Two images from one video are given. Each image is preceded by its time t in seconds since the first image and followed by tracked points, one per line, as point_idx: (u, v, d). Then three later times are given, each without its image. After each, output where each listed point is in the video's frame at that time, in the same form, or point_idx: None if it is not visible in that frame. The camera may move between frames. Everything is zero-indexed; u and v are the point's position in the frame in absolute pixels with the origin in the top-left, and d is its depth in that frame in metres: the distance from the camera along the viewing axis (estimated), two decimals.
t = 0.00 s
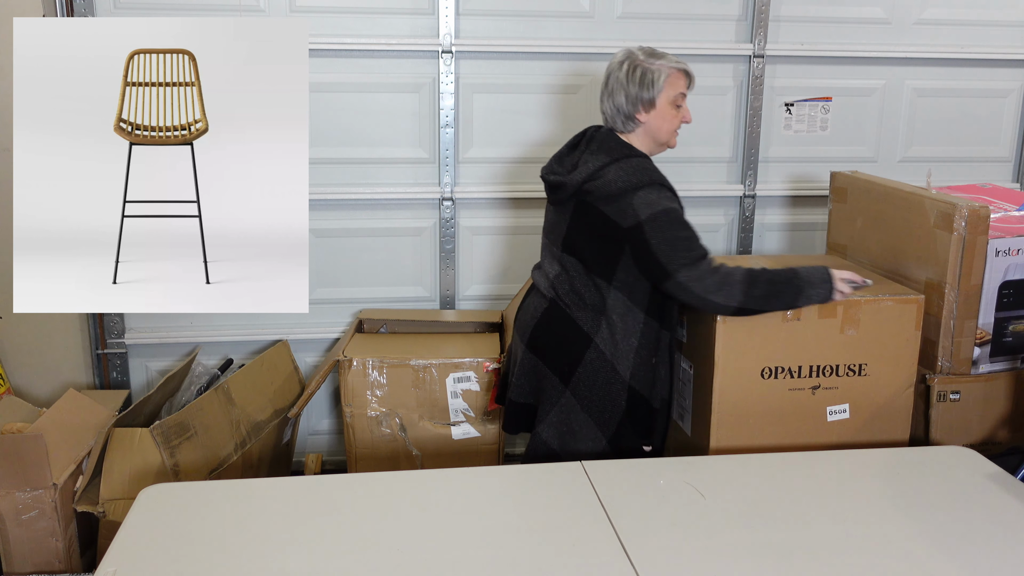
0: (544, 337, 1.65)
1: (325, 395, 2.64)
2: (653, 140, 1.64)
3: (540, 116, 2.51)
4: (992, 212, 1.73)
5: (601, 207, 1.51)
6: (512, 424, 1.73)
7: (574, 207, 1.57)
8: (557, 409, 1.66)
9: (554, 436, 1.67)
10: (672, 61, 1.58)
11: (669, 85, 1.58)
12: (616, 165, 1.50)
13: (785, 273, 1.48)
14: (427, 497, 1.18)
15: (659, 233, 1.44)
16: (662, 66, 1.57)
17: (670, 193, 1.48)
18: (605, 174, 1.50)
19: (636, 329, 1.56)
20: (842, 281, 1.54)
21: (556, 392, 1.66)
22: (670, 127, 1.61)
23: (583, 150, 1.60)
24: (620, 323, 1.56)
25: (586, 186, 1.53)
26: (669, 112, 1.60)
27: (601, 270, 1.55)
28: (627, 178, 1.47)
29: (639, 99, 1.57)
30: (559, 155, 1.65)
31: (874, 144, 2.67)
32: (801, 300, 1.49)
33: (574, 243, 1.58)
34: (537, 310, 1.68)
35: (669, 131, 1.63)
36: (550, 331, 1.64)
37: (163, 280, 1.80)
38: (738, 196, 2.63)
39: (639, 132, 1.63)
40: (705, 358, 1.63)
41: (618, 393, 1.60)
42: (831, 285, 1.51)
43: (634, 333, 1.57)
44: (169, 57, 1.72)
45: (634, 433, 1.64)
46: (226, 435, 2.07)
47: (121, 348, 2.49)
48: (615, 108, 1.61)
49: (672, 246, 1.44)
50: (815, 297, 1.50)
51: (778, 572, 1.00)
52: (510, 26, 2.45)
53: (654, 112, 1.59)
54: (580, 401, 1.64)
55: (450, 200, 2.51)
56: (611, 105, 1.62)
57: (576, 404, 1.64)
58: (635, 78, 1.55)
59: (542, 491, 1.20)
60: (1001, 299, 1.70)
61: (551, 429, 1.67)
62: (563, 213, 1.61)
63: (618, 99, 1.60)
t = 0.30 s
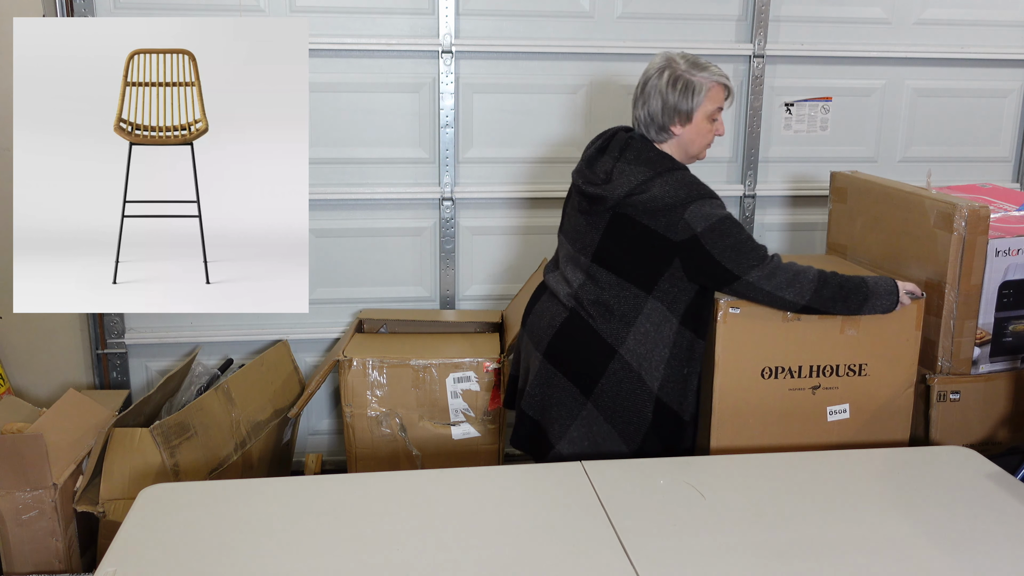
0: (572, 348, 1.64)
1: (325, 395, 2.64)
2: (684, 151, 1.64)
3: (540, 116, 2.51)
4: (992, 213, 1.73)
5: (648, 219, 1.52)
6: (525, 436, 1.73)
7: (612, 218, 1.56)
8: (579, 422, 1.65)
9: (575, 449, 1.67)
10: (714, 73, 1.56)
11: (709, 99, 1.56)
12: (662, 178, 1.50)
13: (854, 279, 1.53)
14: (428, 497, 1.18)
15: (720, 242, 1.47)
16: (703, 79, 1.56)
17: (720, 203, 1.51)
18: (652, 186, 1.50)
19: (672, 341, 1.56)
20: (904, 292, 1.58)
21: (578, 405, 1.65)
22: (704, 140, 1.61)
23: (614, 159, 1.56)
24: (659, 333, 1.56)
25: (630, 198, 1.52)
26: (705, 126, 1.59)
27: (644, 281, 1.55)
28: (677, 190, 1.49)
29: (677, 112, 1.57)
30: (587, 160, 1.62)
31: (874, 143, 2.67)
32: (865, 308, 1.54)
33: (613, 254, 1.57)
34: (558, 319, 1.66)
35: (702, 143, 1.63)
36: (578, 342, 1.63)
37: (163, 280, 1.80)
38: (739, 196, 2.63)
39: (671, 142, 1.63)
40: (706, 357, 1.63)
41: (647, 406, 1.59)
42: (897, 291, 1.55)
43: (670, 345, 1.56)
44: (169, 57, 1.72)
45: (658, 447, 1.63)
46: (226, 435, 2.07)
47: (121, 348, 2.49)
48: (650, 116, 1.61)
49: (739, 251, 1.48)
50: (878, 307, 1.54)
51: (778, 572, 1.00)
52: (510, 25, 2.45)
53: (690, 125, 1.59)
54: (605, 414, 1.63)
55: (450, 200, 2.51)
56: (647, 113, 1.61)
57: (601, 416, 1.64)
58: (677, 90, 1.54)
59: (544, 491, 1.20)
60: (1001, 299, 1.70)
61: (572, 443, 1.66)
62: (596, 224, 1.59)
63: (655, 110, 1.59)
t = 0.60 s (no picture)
0: (581, 351, 1.65)
1: (325, 395, 2.64)
2: (695, 152, 1.65)
3: (540, 116, 2.51)
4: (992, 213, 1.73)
5: (657, 223, 1.53)
6: (534, 440, 1.73)
7: (622, 222, 1.57)
8: (590, 426, 1.67)
9: (586, 452, 1.68)
10: (731, 76, 1.57)
11: (725, 102, 1.57)
12: (672, 182, 1.51)
13: (855, 282, 1.54)
14: (428, 497, 1.18)
15: (726, 247, 1.48)
16: (720, 82, 1.57)
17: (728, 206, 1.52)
18: (661, 190, 1.51)
19: (680, 345, 1.56)
20: (904, 288, 1.60)
21: (588, 409, 1.67)
22: (716, 142, 1.63)
23: (622, 162, 1.58)
24: (666, 337, 1.56)
25: (639, 202, 1.53)
26: (718, 128, 1.61)
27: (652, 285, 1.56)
28: (686, 195, 1.50)
29: (693, 113, 1.57)
30: (596, 161, 1.63)
31: (874, 143, 2.67)
32: (866, 309, 1.54)
33: (621, 258, 1.58)
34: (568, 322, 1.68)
35: (714, 145, 1.64)
36: (587, 345, 1.64)
37: (163, 280, 1.81)
38: (739, 196, 2.63)
39: (683, 143, 1.64)
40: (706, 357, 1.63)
41: (656, 410, 1.59)
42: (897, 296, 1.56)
43: (678, 349, 1.56)
44: (169, 57, 1.72)
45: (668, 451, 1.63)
46: (226, 435, 2.07)
47: (121, 348, 2.49)
48: (665, 116, 1.61)
49: (744, 257, 1.48)
50: (881, 305, 1.55)
51: (778, 572, 1.00)
52: (510, 25, 2.45)
53: (704, 127, 1.60)
54: (614, 418, 1.64)
55: (450, 200, 2.51)
56: (662, 112, 1.61)
57: (611, 420, 1.65)
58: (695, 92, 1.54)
59: (544, 491, 1.20)
60: (1001, 299, 1.70)
61: (583, 447, 1.67)
62: (605, 227, 1.60)
63: (671, 109, 1.59)
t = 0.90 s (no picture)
0: (578, 348, 1.65)
1: (325, 395, 2.64)
2: (689, 150, 1.65)
3: (540, 116, 2.51)
4: (992, 213, 1.73)
5: (653, 219, 1.53)
6: (535, 437, 1.75)
7: (618, 218, 1.57)
8: (587, 422, 1.67)
9: (582, 449, 1.68)
10: (728, 75, 1.57)
11: (720, 100, 1.57)
12: (667, 177, 1.51)
13: (851, 273, 1.54)
14: (428, 497, 1.18)
15: (722, 241, 1.48)
16: (718, 81, 1.56)
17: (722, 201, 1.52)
18: (656, 185, 1.51)
19: (677, 340, 1.57)
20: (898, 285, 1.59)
21: (585, 405, 1.67)
22: (710, 141, 1.62)
23: (615, 159, 1.58)
24: (662, 332, 1.57)
25: (634, 198, 1.53)
26: (714, 127, 1.60)
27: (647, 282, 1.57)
28: (682, 189, 1.50)
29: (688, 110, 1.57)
30: (591, 160, 1.63)
31: (874, 143, 2.67)
32: (860, 301, 1.54)
33: (618, 256, 1.58)
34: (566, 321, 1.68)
35: (709, 144, 1.64)
36: (585, 342, 1.64)
37: (163, 281, 1.81)
38: (738, 196, 2.63)
39: (678, 139, 1.63)
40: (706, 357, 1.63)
41: (652, 405, 1.61)
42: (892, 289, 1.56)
43: (675, 344, 1.58)
44: (169, 57, 1.72)
45: (665, 443, 1.64)
46: (226, 435, 2.07)
47: (121, 348, 2.49)
48: (660, 112, 1.61)
49: (740, 251, 1.48)
50: (873, 298, 1.55)
51: (777, 572, 1.00)
52: (510, 25, 2.45)
53: (699, 124, 1.59)
54: (612, 415, 1.65)
55: (450, 200, 2.51)
56: (658, 107, 1.60)
57: (608, 416, 1.65)
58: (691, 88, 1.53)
59: (544, 491, 1.20)
60: (1001, 299, 1.70)
61: (580, 444, 1.68)
62: (600, 225, 1.60)
63: (666, 105, 1.59)
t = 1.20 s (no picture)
0: (560, 341, 1.65)
1: (325, 395, 2.64)
2: (657, 143, 1.63)
3: (540, 115, 2.51)
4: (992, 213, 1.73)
5: (616, 211, 1.50)
6: (526, 431, 1.75)
7: (586, 211, 1.56)
8: (573, 414, 1.67)
9: (570, 442, 1.68)
10: (698, 69, 1.55)
11: (688, 93, 1.55)
12: (624, 168, 1.48)
13: (800, 274, 1.51)
14: (428, 497, 1.18)
15: (674, 233, 1.44)
16: (686, 73, 1.54)
17: (680, 191, 1.47)
18: (615, 177, 1.48)
19: (649, 331, 1.56)
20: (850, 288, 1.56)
21: (570, 397, 1.66)
22: (677, 134, 1.60)
23: (586, 154, 1.58)
24: (637, 325, 1.56)
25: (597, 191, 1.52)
26: (681, 120, 1.58)
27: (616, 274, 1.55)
28: (638, 178, 1.46)
29: (654, 101, 1.55)
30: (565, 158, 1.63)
31: (874, 143, 2.67)
32: (811, 303, 1.51)
33: (589, 249, 1.57)
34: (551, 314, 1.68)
35: (676, 137, 1.62)
36: (567, 336, 1.64)
37: (163, 281, 1.80)
38: (738, 196, 2.63)
39: (645, 132, 1.61)
40: (705, 357, 1.63)
41: (633, 397, 1.60)
42: (841, 286, 1.53)
43: (650, 337, 1.57)
44: (169, 57, 1.72)
45: (650, 434, 1.65)
46: (226, 435, 2.07)
47: (121, 348, 2.49)
48: (628, 103, 1.59)
49: (689, 244, 1.44)
50: (823, 301, 1.52)
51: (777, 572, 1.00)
52: (510, 25, 2.45)
53: (665, 116, 1.57)
54: (597, 406, 1.64)
55: (450, 200, 2.51)
56: (626, 99, 1.59)
57: (593, 408, 1.65)
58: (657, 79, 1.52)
59: (542, 492, 1.20)
60: (1001, 299, 1.70)
61: (567, 436, 1.67)
62: (574, 218, 1.60)
63: (633, 96, 1.57)
